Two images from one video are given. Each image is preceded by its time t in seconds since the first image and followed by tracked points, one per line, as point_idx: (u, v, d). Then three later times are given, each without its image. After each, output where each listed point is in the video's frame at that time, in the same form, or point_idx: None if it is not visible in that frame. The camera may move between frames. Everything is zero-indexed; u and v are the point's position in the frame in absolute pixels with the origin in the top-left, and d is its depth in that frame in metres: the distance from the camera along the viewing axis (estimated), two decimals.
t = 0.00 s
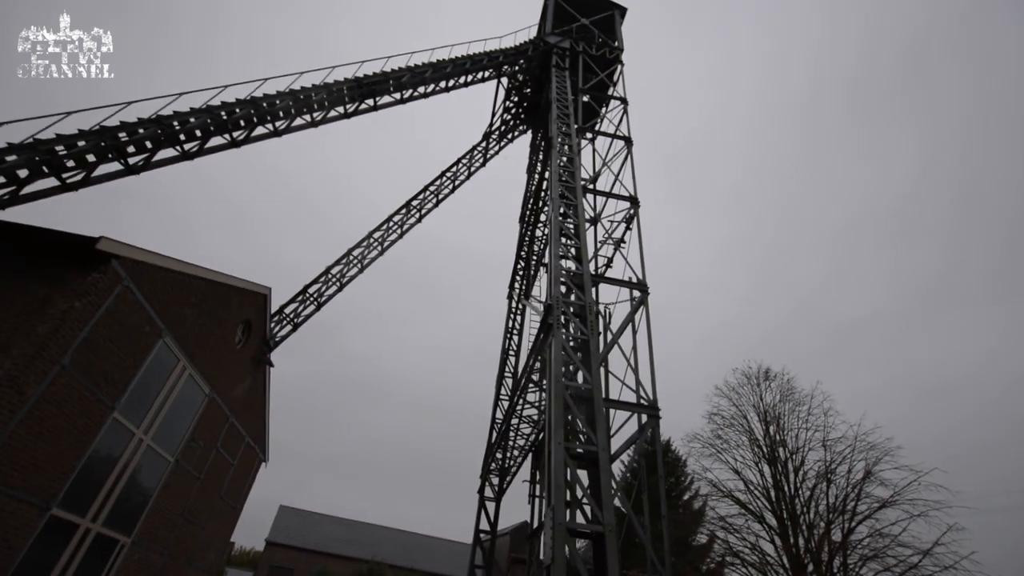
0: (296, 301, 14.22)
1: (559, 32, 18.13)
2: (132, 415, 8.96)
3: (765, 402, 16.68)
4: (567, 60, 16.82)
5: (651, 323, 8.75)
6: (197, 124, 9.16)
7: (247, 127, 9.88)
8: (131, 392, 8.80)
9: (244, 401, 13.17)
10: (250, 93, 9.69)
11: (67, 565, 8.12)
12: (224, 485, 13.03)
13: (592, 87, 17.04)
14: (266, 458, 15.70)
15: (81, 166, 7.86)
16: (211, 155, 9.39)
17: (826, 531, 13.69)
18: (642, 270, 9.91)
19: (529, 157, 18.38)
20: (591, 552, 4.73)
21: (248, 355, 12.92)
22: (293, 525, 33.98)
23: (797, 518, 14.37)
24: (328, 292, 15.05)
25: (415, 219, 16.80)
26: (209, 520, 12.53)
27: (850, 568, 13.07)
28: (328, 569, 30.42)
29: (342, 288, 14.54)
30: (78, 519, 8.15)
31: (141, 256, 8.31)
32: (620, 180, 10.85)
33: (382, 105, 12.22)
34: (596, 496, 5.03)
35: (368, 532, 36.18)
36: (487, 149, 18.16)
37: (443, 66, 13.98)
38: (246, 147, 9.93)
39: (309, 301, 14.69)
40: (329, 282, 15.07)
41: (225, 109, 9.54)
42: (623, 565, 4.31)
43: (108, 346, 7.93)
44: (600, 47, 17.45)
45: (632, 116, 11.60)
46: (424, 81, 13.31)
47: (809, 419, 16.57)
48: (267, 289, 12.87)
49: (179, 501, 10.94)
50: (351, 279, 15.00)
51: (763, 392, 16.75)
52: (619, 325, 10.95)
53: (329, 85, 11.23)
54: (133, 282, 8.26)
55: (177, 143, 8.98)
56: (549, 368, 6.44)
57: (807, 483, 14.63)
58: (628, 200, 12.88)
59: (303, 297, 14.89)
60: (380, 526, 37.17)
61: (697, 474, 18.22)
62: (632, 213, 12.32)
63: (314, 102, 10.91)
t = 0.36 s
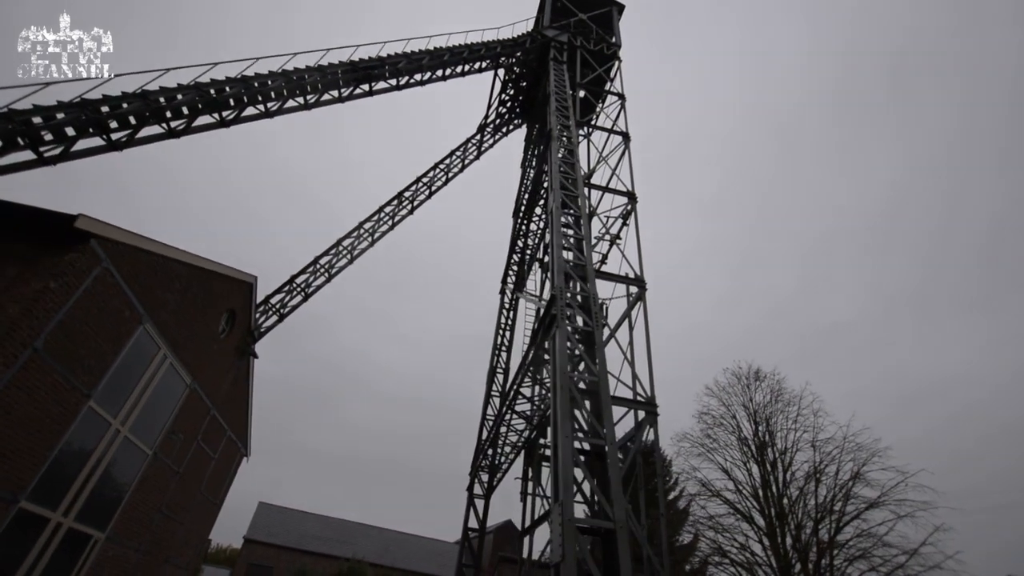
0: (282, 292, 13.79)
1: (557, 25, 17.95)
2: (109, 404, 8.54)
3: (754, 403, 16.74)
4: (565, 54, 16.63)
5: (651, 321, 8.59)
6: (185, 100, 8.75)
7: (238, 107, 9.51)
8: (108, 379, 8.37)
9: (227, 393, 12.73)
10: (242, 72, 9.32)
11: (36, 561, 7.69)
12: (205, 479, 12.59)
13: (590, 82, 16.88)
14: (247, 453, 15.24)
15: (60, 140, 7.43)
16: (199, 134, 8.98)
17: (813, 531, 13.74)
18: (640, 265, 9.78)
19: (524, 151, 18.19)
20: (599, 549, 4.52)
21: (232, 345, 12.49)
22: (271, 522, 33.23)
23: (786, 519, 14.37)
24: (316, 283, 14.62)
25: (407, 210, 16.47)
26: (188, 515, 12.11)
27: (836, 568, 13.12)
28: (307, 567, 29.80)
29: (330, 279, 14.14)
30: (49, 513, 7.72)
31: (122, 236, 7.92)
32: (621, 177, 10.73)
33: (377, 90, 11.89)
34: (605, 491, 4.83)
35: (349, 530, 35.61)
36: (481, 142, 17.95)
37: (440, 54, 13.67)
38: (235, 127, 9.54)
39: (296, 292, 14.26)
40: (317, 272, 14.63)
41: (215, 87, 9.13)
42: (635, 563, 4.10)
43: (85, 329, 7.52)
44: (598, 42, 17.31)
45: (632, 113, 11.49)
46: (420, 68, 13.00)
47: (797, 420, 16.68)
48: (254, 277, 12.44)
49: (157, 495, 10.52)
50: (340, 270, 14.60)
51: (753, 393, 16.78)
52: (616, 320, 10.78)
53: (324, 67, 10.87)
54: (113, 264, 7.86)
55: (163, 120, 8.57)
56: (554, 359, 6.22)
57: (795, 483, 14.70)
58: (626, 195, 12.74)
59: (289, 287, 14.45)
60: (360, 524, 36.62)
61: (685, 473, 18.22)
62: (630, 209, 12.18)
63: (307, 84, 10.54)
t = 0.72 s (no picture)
0: (258, 274, 13.27)
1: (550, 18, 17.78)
2: (68, 383, 8.03)
3: (730, 404, 16.98)
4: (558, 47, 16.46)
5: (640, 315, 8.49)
6: (163, 64, 8.24)
7: (220, 75, 9.03)
8: (68, 356, 7.85)
9: (195, 378, 12.18)
10: (225, 39, 8.85)
11: None
12: (169, 467, 12.03)
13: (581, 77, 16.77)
14: (214, 442, 14.67)
15: (24, 97, 6.88)
16: (176, 101, 8.48)
17: (785, 529, 13.94)
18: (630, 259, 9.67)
19: (512, 143, 18.00)
20: (594, 539, 4.38)
21: (203, 328, 11.94)
22: (234, 515, 32.25)
23: (758, 518, 14.53)
24: (294, 267, 14.12)
25: (391, 197, 16.09)
26: (150, 504, 11.55)
27: (806, 566, 13.33)
28: (272, 561, 29.04)
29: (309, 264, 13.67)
30: None
31: (88, 204, 7.42)
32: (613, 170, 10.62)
33: (366, 68, 11.51)
34: (601, 480, 4.66)
35: (316, 524, 34.86)
36: (469, 132, 17.68)
37: (432, 37, 13.34)
38: (216, 96, 9.05)
39: (273, 276, 13.75)
40: (295, 257, 14.04)
41: (196, 52, 8.63)
42: (634, 555, 3.94)
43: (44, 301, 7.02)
44: (591, 37, 17.20)
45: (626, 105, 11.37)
46: (412, 50, 12.66)
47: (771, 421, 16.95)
48: (229, 258, 11.91)
49: (117, 482, 9.96)
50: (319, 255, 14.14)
51: (729, 394, 16.99)
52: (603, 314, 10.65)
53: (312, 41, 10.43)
54: (79, 233, 7.38)
55: (138, 84, 8.05)
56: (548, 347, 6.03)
57: (768, 483, 14.91)
58: (615, 189, 12.64)
59: (266, 271, 13.92)
60: (328, 518, 35.90)
61: (660, 472, 18.32)
62: (619, 203, 12.10)
63: (294, 57, 10.10)
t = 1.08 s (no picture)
0: (229, 257, 12.62)
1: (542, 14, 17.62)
2: (15, 361, 7.43)
3: (702, 408, 17.17)
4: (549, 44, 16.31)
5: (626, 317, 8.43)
6: (136, 23, 7.69)
7: (199, 42, 8.52)
8: (16, 332, 7.24)
9: (155, 363, 11.51)
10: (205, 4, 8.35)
11: None
12: (122, 456, 11.34)
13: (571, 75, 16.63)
14: (173, 431, 13.96)
15: None
16: (149, 63, 7.92)
17: (751, 534, 14.14)
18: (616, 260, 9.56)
19: (497, 139, 17.77)
20: (587, 540, 4.21)
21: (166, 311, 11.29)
22: (187, 509, 30.92)
23: (726, 522, 14.70)
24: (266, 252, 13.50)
25: (371, 185, 15.63)
26: (100, 494, 10.86)
27: (771, 570, 13.53)
28: (227, 558, 27.97)
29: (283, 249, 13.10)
30: None
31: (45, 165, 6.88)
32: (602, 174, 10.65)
33: (353, 48, 11.10)
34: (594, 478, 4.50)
35: (275, 520, 33.83)
36: (454, 124, 17.38)
37: (423, 22, 12.97)
38: (193, 63, 8.51)
39: (244, 259, 13.12)
40: (267, 241, 13.37)
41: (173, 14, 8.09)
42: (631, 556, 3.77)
43: None
44: (583, 37, 17.14)
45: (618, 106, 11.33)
46: (401, 34, 12.29)
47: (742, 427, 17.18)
48: (197, 238, 11.27)
49: (64, 470, 9.29)
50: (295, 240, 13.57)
51: (702, 399, 17.18)
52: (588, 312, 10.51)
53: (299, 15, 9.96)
54: (32, 198, 6.83)
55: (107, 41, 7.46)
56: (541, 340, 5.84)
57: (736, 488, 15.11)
58: (603, 189, 12.49)
59: (237, 254, 13.28)
60: (287, 514, 34.84)
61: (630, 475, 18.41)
62: (606, 203, 11.99)
63: (279, 29, 9.62)
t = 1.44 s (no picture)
0: (199, 237, 12.02)
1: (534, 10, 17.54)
2: None
3: (673, 411, 17.38)
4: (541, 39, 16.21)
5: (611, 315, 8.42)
6: None
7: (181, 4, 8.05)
8: None
9: (112, 344, 10.84)
10: None
11: None
12: (71, 442, 10.65)
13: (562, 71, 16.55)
14: (127, 416, 13.22)
15: None
16: (127, 21, 7.44)
17: (716, 535, 14.37)
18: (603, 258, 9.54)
19: (483, 132, 17.56)
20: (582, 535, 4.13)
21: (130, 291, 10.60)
22: (136, 499, 29.50)
23: (691, 524, 14.89)
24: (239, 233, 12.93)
25: (353, 170, 15.21)
26: (45, 480, 10.18)
27: (733, 570, 13.79)
28: (177, 551, 26.78)
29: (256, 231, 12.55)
30: None
31: None
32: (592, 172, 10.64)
33: (343, 25, 10.72)
34: (589, 472, 4.42)
35: (229, 513, 32.65)
36: (440, 114, 17.10)
37: (416, 6, 12.67)
38: (173, 24, 8.03)
39: (214, 239, 12.52)
40: (240, 221, 12.74)
41: None
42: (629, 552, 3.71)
43: None
44: (574, 36, 17.14)
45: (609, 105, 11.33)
46: (394, 15, 11.96)
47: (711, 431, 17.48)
48: (166, 214, 10.62)
49: (5, 454, 8.65)
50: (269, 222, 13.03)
51: (674, 402, 17.41)
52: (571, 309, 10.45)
53: None
54: None
55: None
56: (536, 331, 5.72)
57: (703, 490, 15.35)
58: (589, 188, 12.50)
59: (207, 233, 12.66)
60: (243, 507, 33.66)
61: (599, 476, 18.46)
62: (593, 202, 11.96)
63: None
